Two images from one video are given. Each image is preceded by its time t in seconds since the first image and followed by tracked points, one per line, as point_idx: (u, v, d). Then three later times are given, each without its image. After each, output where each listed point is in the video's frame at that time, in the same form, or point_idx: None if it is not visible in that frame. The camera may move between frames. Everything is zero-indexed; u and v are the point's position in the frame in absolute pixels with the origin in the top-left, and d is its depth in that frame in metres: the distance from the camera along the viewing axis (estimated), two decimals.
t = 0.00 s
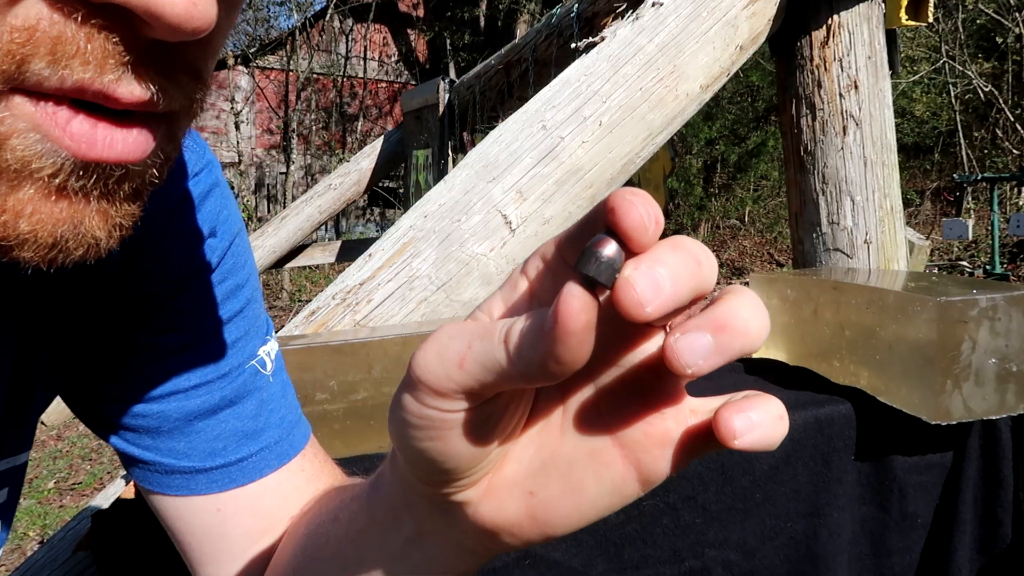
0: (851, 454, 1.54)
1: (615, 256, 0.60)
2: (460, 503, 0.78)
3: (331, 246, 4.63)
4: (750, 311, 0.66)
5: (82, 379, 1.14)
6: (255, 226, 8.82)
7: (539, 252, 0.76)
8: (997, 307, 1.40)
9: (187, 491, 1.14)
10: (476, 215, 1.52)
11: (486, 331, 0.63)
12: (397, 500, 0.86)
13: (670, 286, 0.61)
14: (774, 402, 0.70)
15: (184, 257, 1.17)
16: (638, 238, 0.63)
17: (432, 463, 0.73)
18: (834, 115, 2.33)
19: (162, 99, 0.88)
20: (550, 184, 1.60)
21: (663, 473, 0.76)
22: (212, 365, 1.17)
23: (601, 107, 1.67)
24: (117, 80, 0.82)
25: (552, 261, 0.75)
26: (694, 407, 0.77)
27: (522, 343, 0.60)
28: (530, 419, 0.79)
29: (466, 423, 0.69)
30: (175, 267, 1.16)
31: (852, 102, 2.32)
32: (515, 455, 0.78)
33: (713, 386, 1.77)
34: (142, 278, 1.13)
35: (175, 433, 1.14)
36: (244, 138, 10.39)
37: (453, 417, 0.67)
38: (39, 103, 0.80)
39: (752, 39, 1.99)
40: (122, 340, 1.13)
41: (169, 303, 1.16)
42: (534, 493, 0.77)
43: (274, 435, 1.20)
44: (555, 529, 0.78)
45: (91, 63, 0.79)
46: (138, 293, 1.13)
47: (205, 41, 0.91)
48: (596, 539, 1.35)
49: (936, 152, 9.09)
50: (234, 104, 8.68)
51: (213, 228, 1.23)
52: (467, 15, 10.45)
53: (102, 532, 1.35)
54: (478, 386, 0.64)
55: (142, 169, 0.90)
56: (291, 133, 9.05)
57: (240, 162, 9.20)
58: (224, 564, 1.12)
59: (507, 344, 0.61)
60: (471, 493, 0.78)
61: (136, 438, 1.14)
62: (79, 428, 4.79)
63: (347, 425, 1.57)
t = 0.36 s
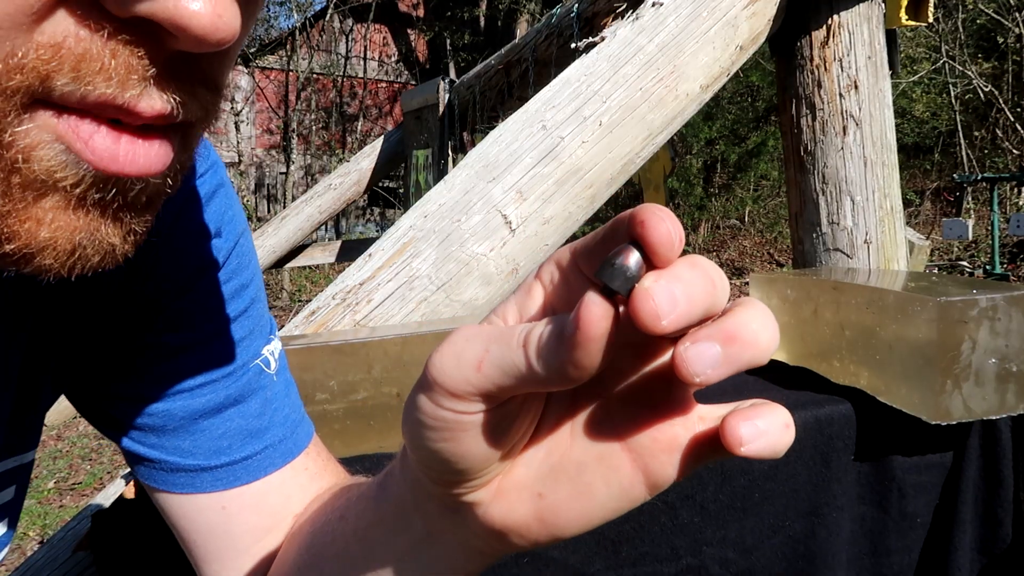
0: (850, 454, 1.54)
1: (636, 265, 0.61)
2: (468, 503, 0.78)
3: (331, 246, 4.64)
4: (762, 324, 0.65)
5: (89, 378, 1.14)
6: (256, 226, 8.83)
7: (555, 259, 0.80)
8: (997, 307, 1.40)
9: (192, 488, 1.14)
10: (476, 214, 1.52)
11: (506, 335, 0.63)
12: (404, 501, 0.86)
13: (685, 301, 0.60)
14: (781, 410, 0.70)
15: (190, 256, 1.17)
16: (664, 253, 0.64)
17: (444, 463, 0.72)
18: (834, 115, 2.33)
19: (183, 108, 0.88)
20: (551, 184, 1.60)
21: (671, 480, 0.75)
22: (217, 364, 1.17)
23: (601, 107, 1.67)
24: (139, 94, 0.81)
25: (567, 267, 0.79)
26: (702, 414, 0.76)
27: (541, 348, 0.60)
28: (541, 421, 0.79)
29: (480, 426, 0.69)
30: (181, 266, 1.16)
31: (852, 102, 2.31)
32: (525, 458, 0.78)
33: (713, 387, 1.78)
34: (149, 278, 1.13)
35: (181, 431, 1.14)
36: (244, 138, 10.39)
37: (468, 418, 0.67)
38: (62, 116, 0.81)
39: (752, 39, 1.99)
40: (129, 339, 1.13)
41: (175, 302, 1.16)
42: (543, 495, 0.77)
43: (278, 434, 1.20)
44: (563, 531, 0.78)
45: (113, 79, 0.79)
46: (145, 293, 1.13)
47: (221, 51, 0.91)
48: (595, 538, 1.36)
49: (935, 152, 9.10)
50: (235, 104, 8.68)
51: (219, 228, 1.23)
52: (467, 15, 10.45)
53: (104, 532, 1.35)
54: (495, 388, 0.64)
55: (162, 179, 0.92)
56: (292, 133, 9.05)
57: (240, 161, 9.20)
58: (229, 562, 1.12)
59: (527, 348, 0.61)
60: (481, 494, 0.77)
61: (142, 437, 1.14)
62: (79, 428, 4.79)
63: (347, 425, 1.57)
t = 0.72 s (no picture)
0: (851, 454, 1.54)
1: (631, 263, 0.61)
2: (465, 500, 0.79)
3: (331, 246, 4.64)
4: (758, 326, 0.65)
5: (90, 377, 1.14)
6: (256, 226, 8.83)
7: (557, 259, 0.79)
8: (997, 307, 1.40)
9: (193, 488, 1.14)
10: (476, 214, 1.52)
11: (507, 329, 0.64)
12: (402, 498, 0.87)
13: (680, 298, 0.59)
14: (778, 413, 0.70)
15: (191, 256, 1.17)
16: (660, 253, 0.63)
17: (442, 458, 0.73)
18: (834, 115, 2.33)
19: (196, 102, 0.89)
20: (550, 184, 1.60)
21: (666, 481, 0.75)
22: (218, 363, 1.17)
23: (601, 107, 1.67)
24: (152, 89, 0.82)
25: (569, 267, 0.78)
26: (699, 417, 0.76)
27: (540, 344, 0.60)
28: (540, 420, 0.78)
29: (478, 422, 0.69)
30: (182, 266, 1.16)
31: (852, 102, 2.31)
32: (522, 455, 0.78)
33: (714, 387, 1.78)
34: (151, 278, 1.13)
35: (181, 431, 1.14)
36: (244, 138, 10.39)
37: (466, 414, 0.67)
38: (71, 111, 0.81)
39: (752, 39, 1.99)
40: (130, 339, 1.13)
41: (176, 302, 1.15)
42: (539, 493, 0.77)
43: (278, 434, 1.20)
44: (558, 530, 0.78)
45: (128, 76, 0.79)
46: (146, 292, 1.13)
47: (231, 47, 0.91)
48: (596, 539, 1.36)
49: (935, 153, 9.11)
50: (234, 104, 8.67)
51: (220, 228, 1.23)
52: (467, 15, 10.46)
53: (104, 532, 1.34)
54: (495, 384, 0.64)
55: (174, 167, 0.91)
56: (291, 133, 9.05)
57: (240, 162, 9.20)
58: (229, 561, 1.12)
59: (527, 345, 0.61)
60: (478, 490, 0.78)
61: (142, 436, 1.14)
62: (79, 428, 4.79)
63: (347, 425, 1.57)
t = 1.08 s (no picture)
0: (851, 454, 1.54)
1: (621, 268, 0.60)
2: (462, 503, 0.79)
3: (332, 246, 4.64)
4: (751, 333, 0.65)
5: (93, 377, 1.14)
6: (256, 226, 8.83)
7: (557, 264, 0.79)
8: (997, 307, 1.40)
9: (197, 488, 1.14)
10: (476, 215, 1.52)
11: (500, 334, 0.64)
12: (402, 499, 0.87)
13: (671, 305, 0.59)
14: (776, 423, 0.70)
15: (194, 257, 1.17)
16: (652, 259, 0.63)
17: (439, 461, 0.73)
18: (834, 115, 2.33)
19: (190, 105, 0.89)
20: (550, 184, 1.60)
21: (660, 491, 0.75)
22: (220, 364, 1.17)
23: (601, 107, 1.67)
24: (145, 92, 0.82)
25: (568, 273, 0.78)
26: (696, 424, 0.76)
27: (531, 349, 0.60)
28: (536, 425, 0.79)
29: (473, 426, 0.69)
30: (185, 266, 1.16)
31: (852, 102, 2.31)
32: (518, 460, 0.78)
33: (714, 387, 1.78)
34: (154, 279, 1.13)
35: (185, 430, 1.14)
36: (244, 138, 10.39)
37: (461, 418, 0.67)
38: (62, 116, 0.81)
39: (752, 39, 1.99)
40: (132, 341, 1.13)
41: (179, 303, 1.15)
42: (533, 498, 0.77)
43: (282, 434, 1.20)
44: (553, 536, 0.78)
45: (119, 79, 0.79)
46: (149, 293, 1.13)
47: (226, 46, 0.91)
48: (597, 540, 1.36)
49: (935, 153, 9.11)
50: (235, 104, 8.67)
51: (222, 229, 1.23)
52: (467, 15, 10.46)
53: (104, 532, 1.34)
54: (488, 388, 0.64)
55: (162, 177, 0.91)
56: (292, 133, 9.05)
57: (240, 162, 9.20)
58: (233, 560, 1.12)
59: (518, 349, 0.61)
60: (474, 493, 0.78)
61: (146, 436, 1.14)
62: (79, 428, 4.80)
63: (348, 425, 1.57)
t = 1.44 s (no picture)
0: (850, 454, 1.54)
1: (615, 254, 0.62)
2: (464, 497, 0.78)
3: (332, 246, 4.64)
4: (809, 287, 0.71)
5: (96, 374, 1.15)
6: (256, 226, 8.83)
7: (545, 256, 0.79)
8: (997, 307, 1.40)
9: (199, 483, 1.14)
10: (476, 215, 1.51)
11: (494, 328, 0.64)
12: (400, 494, 0.87)
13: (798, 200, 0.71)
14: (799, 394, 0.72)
15: (194, 255, 1.17)
16: (651, 244, 0.66)
17: (439, 460, 0.72)
18: (834, 115, 2.33)
19: (182, 99, 0.88)
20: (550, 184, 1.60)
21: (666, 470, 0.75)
22: (221, 359, 1.17)
23: (601, 108, 1.67)
24: (134, 82, 0.81)
25: (557, 264, 0.78)
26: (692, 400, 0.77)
27: (527, 339, 0.60)
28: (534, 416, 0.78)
29: (473, 422, 0.68)
30: (185, 264, 1.16)
31: (852, 102, 2.32)
32: (518, 453, 0.77)
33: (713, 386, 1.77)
34: (154, 276, 1.13)
35: (186, 426, 1.14)
36: (244, 138, 10.39)
37: (461, 415, 0.67)
38: (51, 106, 0.80)
39: (752, 39, 1.99)
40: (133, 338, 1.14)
41: (180, 300, 1.15)
42: (536, 488, 0.76)
43: (283, 428, 1.20)
44: (558, 524, 0.77)
45: (108, 67, 0.78)
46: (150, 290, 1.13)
47: (217, 42, 0.91)
48: (595, 539, 1.36)
49: (935, 153, 9.11)
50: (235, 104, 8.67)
51: (221, 226, 1.22)
52: (467, 15, 10.46)
53: (105, 531, 1.35)
54: (488, 383, 0.64)
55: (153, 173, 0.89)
56: (291, 132, 9.05)
57: (240, 162, 9.20)
58: (235, 555, 1.12)
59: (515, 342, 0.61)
60: (477, 488, 0.77)
61: (148, 431, 1.14)
62: (79, 428, 4.80)
63: (347, 425, 1.58)
